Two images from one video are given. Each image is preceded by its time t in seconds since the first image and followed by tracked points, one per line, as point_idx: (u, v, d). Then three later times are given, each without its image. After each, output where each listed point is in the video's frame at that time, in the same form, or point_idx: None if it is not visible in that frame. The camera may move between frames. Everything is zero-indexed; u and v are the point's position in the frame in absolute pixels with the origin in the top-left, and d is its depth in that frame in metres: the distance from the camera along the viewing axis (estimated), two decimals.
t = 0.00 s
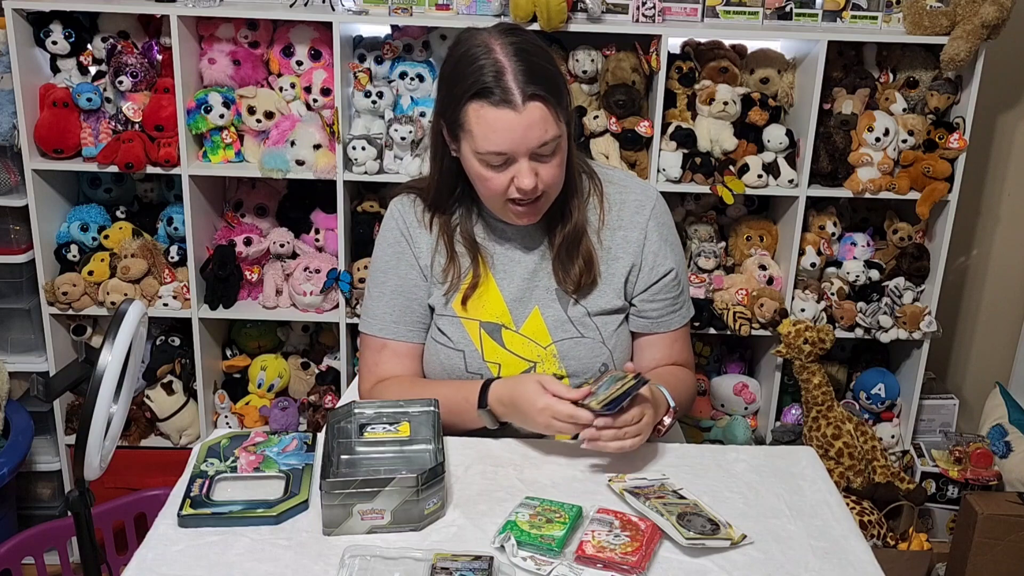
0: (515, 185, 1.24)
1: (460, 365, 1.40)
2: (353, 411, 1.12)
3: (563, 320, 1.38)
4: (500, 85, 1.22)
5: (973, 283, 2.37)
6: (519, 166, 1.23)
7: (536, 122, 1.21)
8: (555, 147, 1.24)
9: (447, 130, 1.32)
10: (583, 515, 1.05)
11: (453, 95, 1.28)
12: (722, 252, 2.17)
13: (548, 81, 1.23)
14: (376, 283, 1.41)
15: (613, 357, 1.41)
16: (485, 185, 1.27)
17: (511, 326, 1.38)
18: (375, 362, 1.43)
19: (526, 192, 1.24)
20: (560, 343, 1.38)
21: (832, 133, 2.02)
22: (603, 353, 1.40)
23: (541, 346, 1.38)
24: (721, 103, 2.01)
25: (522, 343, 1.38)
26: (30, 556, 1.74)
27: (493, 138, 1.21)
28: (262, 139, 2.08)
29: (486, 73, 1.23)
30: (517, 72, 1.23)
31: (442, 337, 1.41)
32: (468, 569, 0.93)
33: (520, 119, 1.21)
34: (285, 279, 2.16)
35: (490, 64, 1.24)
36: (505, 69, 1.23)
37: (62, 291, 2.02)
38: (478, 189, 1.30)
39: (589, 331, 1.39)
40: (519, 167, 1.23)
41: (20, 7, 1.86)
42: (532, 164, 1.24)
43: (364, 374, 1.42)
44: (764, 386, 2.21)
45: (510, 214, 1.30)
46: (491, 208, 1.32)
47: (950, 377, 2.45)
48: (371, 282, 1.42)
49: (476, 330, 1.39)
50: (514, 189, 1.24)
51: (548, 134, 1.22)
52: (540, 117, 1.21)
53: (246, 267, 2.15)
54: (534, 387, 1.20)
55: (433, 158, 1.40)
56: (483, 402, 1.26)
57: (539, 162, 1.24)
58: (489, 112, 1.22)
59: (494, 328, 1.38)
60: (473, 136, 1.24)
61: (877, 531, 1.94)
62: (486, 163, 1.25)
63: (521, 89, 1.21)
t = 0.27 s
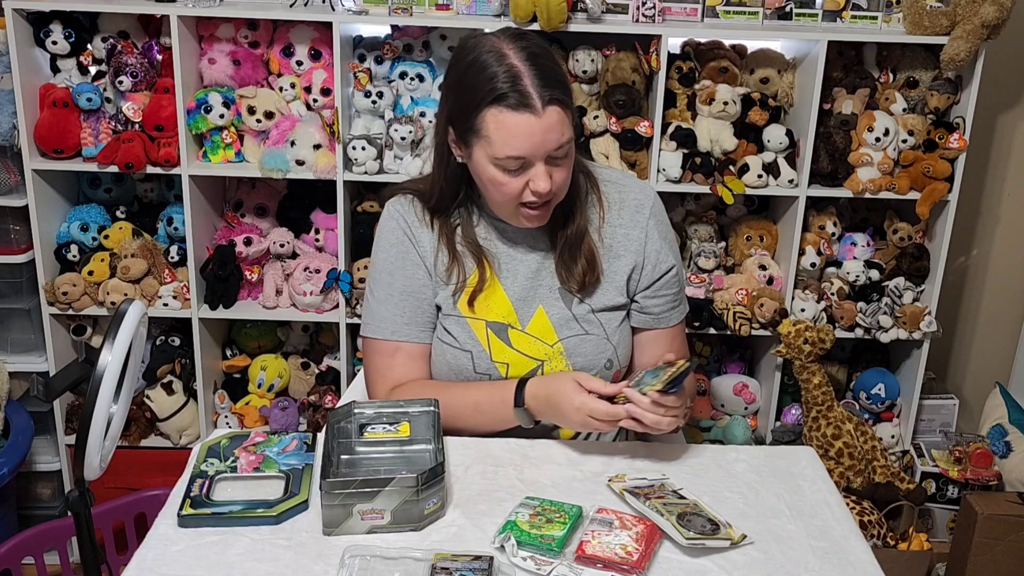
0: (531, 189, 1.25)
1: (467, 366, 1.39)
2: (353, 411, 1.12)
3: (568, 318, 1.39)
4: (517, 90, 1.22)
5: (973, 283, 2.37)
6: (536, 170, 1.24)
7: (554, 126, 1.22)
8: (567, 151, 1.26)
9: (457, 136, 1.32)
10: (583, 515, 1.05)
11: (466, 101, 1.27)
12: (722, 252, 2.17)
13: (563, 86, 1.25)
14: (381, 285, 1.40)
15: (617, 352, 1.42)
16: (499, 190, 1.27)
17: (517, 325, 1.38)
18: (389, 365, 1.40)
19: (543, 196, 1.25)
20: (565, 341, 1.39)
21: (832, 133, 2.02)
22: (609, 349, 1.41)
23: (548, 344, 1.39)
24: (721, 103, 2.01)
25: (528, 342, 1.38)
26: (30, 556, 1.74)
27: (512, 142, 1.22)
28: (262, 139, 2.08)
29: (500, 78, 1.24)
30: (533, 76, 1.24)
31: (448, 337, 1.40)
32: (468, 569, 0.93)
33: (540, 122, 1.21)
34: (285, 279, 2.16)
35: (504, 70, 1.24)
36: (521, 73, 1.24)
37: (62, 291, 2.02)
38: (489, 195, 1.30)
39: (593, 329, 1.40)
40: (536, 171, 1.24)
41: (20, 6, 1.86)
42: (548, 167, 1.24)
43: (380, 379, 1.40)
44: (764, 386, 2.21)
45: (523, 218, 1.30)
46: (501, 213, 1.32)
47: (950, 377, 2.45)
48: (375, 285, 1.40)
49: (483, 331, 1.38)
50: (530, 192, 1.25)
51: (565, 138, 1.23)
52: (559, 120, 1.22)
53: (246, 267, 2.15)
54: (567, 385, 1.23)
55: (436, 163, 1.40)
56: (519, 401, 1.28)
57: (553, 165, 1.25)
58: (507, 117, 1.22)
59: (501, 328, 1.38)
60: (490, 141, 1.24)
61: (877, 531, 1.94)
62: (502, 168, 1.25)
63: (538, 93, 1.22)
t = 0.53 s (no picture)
0: (536, 188, 1.25)
1: (477, 368, 1.38)
2: (353, 411, 1.12)
3: (571, 315, 1.39)
4: (517, 90, 1.22)
5: (973, 283, 2.37)
6: (540, 169, 1.24)
7: (557, 123, 1.23)
8: (568, 147, 1.26)
9: (455, 141, 1.31)
10: (583, 515, 1.05)
11: (465, 105, 1.27)
12: (722, 252, 2.17)
13: (560, 81, 1.25)
14: (384, 288, 1.37)
15: (620, 346, 1.43)
16: (503, 191, 1.27)
17: (522, 325, 1.37)
18: (411, 368, 1.37)
19: (548, 194, 1.25)
20: (570, 339, 1.38)
21: (832, 133, 2.02)
22: (613, 343, 1.41)
23: (554, 343, 1.38)
24: (721, 103, 2.01)
25: (535, 342, 1.37)
26: (30, 556, 1.74)
27: (517, 142, 1.22)
28: (262, 139, 2.08)
29: (500, 79, 1.24)
30: (531, 75, 1.24)
31: (454, 338, 1.39)
32: (468, 569, 0.93)
33: (544, 120, 1.22)
34: (285, 279, 2.16)
35: (501, 71, 1.24)
36: (520, 72, 1.24)
37: (62, 291, 2.02)
38: (491, 198, 1.29)
39: (596, 324, 1.40)
40: (541, 170, 1.24)
41: (20, 7, 1.86)
42: (551, 165, 1.25)
43: (405, 382, 1.36)
44: (764, 386, 2.21)
45: (527, 220, 1.30)
46: (504, 216, 1.32)
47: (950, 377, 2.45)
48: (380, 289, 1.36)
49: (489, 332, 1.37)
50: (536, 190, 1.25)
51: (567, 135, 1.24)
52: (560, 117, 1.23)
53: (246, 267, 2.15)
54: (606, 382, 1.25)
55: (433, 169, 1.38)
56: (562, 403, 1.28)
57: (556, 163, 1.26)
58: (511, 117, 1.22)
59: (507, 328, 1.37)
60: (493, 143, 1.24)
61: (877, 531, 1.94)
62: (506, 170, 1.25)
63: (539, 92, 1.23)
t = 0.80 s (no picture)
0: (532, 174, 1.25)
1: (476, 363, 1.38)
2: (353, 411, 1.12)
3: (567, 311, 1.39)
4: (508, 75, 1.24)
5: (973, 283, 2.37)
6: (535, 154, 1.25)
7: (550, 106, 1.24)
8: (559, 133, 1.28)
9: (446, 134, 1.31)
10: (583, 515, 1.05)
11: (456, 95, 1.28)
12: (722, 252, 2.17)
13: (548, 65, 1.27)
14: (388, 275, 1.32)
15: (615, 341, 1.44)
16: (498, 180, 1.27)
17: (520, 319, 1.37)
18: (434, 350, 1.28)
19: (543, 180, 1.26)
20: (567, 334, 1.39)
21: (832, 133, 2.02)
22: (608, 338, 1.42)
23: (551, 337, 1.38)
24: (721, 103, 2.01)
25: (533, 336, 1.37)
26: (30, 556, 1.74)
27: (512, 127, 1.23)
28: (262, 139, 2.08)
29: (490, 66, 1.25)
30: (522, 60, 1.26)
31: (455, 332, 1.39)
32: (468, 569, 0.93)
33: (538, 102, 1.23)
34: (285, 279, 2.16)
35: (491, 58, 1.26)
36: (511, 58, 1.26)
37: (61, 291, 2.02)
38: (486, 189, 1.29)
39: (592, 320, 1.41)
40: (536, 155, 1.25)
41: (20, 7, 1.86)
42: (544, 150, 1.26)
43: (431, 363, 1.27)
44: (764, 386, 2.21)
45: (522, 211, 1.30)
46: (498, 209, 1.32)
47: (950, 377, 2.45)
48: (385, 276, 1.32)
49: (486, 325, 1.36)
50: (530, 177, 1.26)
51: (558, 118, 1.26)
52: (552, 100, 1.25)
53: (246, 267, 2.16)
54: (652, 346, 1.19)
55: (426, 168, 1.37)
56: (608, 378, 1.20)
57: (549, 148, 1.27)
58: (504, 101, 1.23)
59: (505, 322, 1.36)
60: (487, 129, 1.25)
61: (877, 531, 1.94)
62: (500, 157, 1.26)
63: (530, 75, 1.25)
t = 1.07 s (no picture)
0: (529, 170, 1.26)
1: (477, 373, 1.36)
2: (353, 412, 1.12)
3: (565, 314, 1.39)
4: (497, 70, 1.24)
5: (973, 283, 2.37)
6: (530, 148, 1.26)
7: (541, 99, 1.25)
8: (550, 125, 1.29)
9: (438, 139, 1.31)
10: (583, 515, 1.05)
11: (445, 97, 1.27)
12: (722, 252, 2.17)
13: (531, 57, 1.28)
14: (389, 289, 1.30)
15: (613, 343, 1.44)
16: (496, 179, 1.27)
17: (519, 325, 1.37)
18: (448, 357, 1.26)
19: (540, 174, 1.26)
20: (567, 337, 1.39)
21: (832, 133, 2.02)
22: (607, 340, 1.42)
23: (550, 343, 1.38)
24: (721, 103, 2.01)
25: (532, 342, 1.37)
26: (30, 556, 1.74)
27: (505, 122, 1.23)
28: (262, 139, 2.08)
29: (476, 64, 1.25)
30: (508, 56, 1.26)
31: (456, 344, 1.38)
32: (468, 569, 0.93)
33: (530, 95, 1.24)
34: (285, 279, 2.16)
35: (476, 56, 1.26)
36: (497, 54, 1.26)
37: (61, 291, 2.02)
38: (484, 190, 1.29)
39: (590, 322, 1.41)
40: (531, 149, 1.26)
41: (20, 7, 1.86)
42: (538, 145, 1.26)
43: (446, 370, 1.25)
44: (764, 386, 2.21)
45: (521, 209, 1.30)
46: (496, 210, 1.32)
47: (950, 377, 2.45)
48: (386, 290, 1.30)
49: (488, 335, 1.35)
50: (527, 172, 1.26)
51: (548, 111, 1.26)
52: (542, 92, 1.26)
53: (246, 267, 2.16)
54: (667, 327, 1.19)
55: (418, 178, 1.36)
56: (631, 370, 1.20)
57: (542, 141, 1.27)
58: (497, 98, 1.23)
59: (506, 329, 1.36)
60: (481, 127, 1.25)
61: (877, 531, 1.94)
62: (496, 155, 1.26)
63: (517, 69, 1.25)
